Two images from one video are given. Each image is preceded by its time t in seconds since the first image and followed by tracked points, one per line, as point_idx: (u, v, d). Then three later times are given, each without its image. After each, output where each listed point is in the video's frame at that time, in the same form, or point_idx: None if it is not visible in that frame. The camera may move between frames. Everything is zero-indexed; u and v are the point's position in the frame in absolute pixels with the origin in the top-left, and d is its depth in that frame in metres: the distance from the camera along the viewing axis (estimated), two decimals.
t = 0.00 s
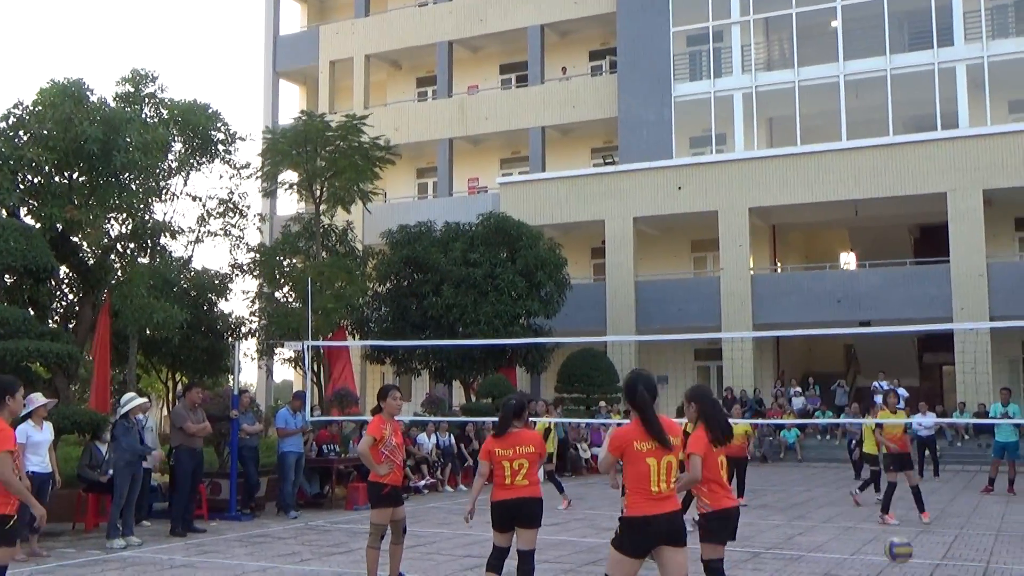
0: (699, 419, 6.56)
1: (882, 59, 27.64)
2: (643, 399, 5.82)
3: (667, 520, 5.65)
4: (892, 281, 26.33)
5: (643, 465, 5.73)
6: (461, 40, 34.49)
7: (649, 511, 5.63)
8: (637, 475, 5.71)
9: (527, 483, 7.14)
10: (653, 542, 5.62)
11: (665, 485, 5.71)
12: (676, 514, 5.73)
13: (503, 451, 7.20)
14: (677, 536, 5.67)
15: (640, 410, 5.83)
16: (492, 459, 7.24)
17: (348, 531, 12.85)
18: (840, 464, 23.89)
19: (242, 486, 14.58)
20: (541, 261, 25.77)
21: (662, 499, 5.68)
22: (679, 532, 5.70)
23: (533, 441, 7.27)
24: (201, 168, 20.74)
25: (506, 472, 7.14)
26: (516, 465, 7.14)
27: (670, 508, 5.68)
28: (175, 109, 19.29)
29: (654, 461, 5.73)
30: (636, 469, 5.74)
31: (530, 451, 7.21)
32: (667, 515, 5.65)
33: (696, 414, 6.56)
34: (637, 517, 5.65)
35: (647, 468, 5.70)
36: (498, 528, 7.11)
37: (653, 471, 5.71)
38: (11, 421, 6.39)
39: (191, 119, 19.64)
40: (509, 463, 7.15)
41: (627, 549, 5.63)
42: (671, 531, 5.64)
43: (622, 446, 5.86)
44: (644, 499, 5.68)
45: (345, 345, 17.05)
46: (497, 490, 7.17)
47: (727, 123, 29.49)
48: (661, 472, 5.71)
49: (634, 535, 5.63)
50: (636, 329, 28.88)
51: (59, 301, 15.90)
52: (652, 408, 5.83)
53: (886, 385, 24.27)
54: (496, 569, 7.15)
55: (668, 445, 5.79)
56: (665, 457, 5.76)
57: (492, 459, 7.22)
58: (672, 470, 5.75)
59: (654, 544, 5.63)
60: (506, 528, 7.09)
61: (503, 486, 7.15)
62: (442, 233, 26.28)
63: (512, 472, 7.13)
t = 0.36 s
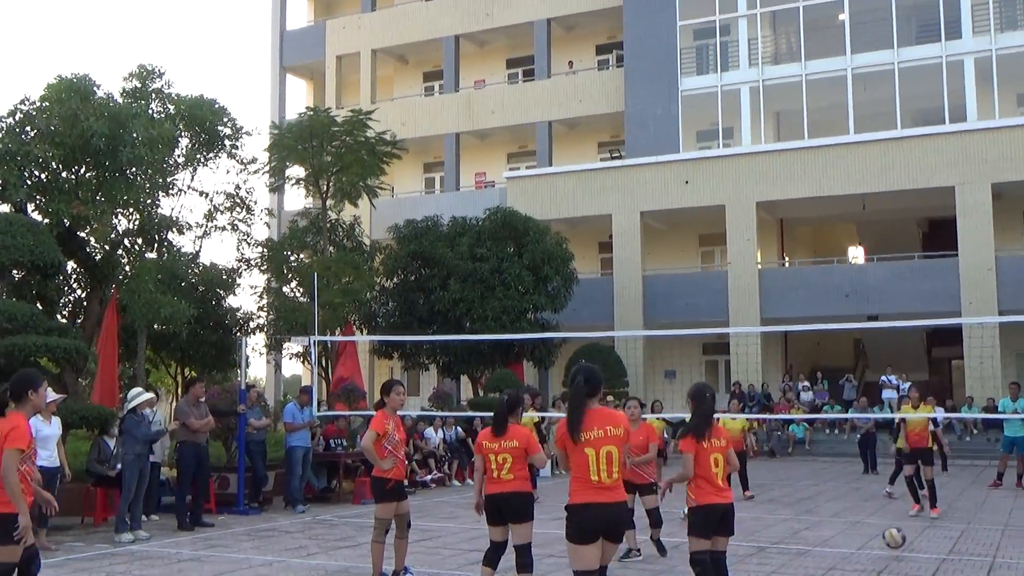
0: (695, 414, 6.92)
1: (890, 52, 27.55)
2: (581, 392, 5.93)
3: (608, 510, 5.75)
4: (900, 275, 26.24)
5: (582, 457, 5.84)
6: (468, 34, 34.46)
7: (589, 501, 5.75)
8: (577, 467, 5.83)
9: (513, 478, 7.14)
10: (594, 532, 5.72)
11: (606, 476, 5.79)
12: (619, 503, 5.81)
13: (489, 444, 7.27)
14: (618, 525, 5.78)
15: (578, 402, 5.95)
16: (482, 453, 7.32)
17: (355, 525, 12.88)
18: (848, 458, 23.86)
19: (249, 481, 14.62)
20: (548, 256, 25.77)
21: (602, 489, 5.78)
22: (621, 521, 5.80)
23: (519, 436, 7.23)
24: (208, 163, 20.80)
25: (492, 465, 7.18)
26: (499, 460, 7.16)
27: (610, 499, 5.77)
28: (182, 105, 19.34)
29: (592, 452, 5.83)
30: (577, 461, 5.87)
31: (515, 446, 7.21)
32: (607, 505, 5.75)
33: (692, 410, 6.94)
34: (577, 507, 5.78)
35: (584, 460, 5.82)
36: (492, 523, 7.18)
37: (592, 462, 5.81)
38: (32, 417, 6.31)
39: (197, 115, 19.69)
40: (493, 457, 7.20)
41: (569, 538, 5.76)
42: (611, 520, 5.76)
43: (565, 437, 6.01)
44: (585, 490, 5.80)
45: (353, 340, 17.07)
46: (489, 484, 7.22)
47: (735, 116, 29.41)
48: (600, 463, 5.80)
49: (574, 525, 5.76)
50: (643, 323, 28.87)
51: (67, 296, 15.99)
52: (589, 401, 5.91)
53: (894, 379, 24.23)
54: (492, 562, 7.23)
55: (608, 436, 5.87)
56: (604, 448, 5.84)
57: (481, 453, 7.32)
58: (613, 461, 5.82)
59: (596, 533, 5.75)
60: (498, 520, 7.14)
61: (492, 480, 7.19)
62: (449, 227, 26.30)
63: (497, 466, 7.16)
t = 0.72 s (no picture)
0: (721, 410, 7.17)
1: (927, 42, 27.15)
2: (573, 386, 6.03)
3: (599, 502, 5.80)
4: (939, 267, 25.86)
5: (572, 449, 5.92)
6: (501, 29, 34.46)
7: (579, 493, 5.81)
8: (568, 461, 5.91)
9: (520, 469, 7.44)
10: (584, 522, 5.79)
11: (596, 468, 5.85)
12: (610, 496, 5.85)
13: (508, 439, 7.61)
14: (609, 517, 5.81)
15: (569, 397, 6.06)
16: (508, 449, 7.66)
17: (389, 520, 12.96)
18: (887, 453, 23.59)
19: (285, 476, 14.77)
20: (582, 251, 25.75)
21: (592, 481, 5.83)
22: (613, 513, 5.83)
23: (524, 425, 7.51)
24: (243, 162, 21.00)
25: (511, 459, 7.53)
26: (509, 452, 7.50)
27: (600, 491, 5.82)
28: (218, 104, 19.54)
29: (581, 445, 5.90)
30: (568, 455, 5.96)
31: (521, 435, 7.50)
32: (597, 496, 5.80)
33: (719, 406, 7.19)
34: (568, 499, 5.84)
35: (575, 452, 5.89)
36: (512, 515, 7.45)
37: (582, 454, 5.88)
38: (95, 411, 6.49)
39: (233, 113, 19.88)
40: (510, 451, 7.53)
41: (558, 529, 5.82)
42: (603, 513, 5.79)
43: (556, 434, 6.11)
44: (575, 482, 5.86)
45: (387, 335, 17.15)
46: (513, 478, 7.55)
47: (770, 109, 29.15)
48: (590, 455, 5.86)
49: (565, 516, 5.82)
50: (678, 317, 28.73)
51: (107, 293, 16.23)
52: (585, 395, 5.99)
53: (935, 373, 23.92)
54: (519, 558, 7.33)
55: (599, 429, 5.95)
56: (595, 441, 5.91)
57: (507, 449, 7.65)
58: (603, 454, 5.88)
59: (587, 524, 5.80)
60: (516, 513, 7.40)
61: (512, 473, 7.53)
62: (483, 223, 26.32)
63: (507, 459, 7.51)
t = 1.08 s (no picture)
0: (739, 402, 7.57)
1: (974, 22, 26.62)
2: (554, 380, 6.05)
3: (583, 492, 5.78)
4: (989, 252, 25.36)
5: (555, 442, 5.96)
6: (539, 20, 34.38)
7: (564, 484, 5.85)
8: (553, 454, 5.97)
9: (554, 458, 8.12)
10: (572, 512, 5.80)
11: (578, 457, 5.84)
12: (595, 484, 5.80)
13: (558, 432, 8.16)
14: (597, 505, 5.75)
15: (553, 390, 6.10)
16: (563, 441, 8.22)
17: (434, 511, 13.04)
18: (936, 441, 23.24)
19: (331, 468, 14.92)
20: (623, 240, 25.67)
21: (575, 471, 5.84)
22: (600, 501, 5.76)
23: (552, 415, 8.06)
24: (285, 157, 21.20)
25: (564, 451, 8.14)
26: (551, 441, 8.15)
27: (582, 480, 5.80)
28: (259, 100, 19.75)
29: (561, 438, 5.93)
30: (554, 448, 6.01)
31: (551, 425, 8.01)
32: (580, 486, 5.79)
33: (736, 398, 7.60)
34: (557, 492, 5.88)
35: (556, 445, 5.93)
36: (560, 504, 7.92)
37: (563, 446, 5.91)
38: (166, 404, 6.58)
39: (274, 109, 20.07)
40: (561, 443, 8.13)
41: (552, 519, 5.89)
42: (592, 502, 5.76)
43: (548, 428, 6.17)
44: (562, 475, 5.90)
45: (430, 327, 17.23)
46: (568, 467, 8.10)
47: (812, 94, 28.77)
48: (570, 447, 5.88)
49: (555, 507, 5.87)
50: (722, 306, 28.50)
51: (155, 290, 16.49)
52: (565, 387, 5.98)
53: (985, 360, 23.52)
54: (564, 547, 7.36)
55: (578, 421, 5.93)
56: (573, 432, 5.91)
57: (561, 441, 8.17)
58: (583, 444, 5.86)
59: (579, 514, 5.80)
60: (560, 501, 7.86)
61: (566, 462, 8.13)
62: (524, 214, 26.30)
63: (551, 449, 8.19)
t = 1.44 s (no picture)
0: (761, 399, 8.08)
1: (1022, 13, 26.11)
2: (559, 377, 6.05)
3: (591, 489, 5.77)
4: None
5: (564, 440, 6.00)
6: (579, 16, 34.29)
7: (574, 482, 5.87)
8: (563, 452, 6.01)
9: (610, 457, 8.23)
10: (583, 510, 5.80)
11: (584, 454, 5.85)
12: (601, 480, 5.77)
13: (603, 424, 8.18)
14: (603, 503, 5.72)
15: (560, 387, 6.10)
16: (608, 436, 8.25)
17: (473, 508, 13.07)
18: (983, 440, 22.85)
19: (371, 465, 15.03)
20: (663, 237, 25.56)
21: (583, 468, 5.85)
22: (607, 496, 5.72)
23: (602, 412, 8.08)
24: (326, 156, 21.38)
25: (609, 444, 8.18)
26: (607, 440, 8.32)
27: (588, 477, 5.80)
28: (301, 100, 19.94)
29: (569, 436, 5.96)
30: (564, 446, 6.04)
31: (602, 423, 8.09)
32: (588, 482, 5.79)
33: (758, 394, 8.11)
34: (570, 490, 5.91)
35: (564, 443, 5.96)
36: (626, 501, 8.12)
37: (571, 443, 5.94)
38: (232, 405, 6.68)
39: (315, 109, 20.22)
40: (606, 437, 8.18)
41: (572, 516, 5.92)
42: (600, 498, 5.73)
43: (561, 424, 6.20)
44: (574, 472, 5.92)
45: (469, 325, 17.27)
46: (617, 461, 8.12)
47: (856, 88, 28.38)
48: (577, 444, 5.90)
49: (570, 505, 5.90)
50: (763, 304, 28.27)
51: (198, 288, 16.70)
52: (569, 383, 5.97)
53: None
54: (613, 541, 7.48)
55: (581, 417, 5.92)
56: (578, 429, 5.92)
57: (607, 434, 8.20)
58: (589, 440, 5.85)
59: (590, 512, 5.79)
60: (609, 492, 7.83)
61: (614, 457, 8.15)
62: (564, 211, 26.26)
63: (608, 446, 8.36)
